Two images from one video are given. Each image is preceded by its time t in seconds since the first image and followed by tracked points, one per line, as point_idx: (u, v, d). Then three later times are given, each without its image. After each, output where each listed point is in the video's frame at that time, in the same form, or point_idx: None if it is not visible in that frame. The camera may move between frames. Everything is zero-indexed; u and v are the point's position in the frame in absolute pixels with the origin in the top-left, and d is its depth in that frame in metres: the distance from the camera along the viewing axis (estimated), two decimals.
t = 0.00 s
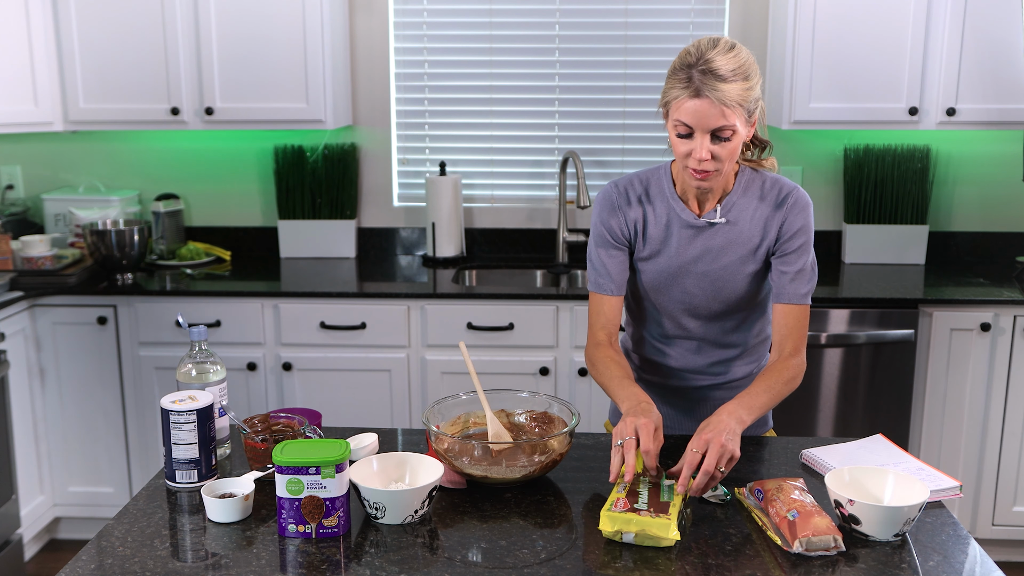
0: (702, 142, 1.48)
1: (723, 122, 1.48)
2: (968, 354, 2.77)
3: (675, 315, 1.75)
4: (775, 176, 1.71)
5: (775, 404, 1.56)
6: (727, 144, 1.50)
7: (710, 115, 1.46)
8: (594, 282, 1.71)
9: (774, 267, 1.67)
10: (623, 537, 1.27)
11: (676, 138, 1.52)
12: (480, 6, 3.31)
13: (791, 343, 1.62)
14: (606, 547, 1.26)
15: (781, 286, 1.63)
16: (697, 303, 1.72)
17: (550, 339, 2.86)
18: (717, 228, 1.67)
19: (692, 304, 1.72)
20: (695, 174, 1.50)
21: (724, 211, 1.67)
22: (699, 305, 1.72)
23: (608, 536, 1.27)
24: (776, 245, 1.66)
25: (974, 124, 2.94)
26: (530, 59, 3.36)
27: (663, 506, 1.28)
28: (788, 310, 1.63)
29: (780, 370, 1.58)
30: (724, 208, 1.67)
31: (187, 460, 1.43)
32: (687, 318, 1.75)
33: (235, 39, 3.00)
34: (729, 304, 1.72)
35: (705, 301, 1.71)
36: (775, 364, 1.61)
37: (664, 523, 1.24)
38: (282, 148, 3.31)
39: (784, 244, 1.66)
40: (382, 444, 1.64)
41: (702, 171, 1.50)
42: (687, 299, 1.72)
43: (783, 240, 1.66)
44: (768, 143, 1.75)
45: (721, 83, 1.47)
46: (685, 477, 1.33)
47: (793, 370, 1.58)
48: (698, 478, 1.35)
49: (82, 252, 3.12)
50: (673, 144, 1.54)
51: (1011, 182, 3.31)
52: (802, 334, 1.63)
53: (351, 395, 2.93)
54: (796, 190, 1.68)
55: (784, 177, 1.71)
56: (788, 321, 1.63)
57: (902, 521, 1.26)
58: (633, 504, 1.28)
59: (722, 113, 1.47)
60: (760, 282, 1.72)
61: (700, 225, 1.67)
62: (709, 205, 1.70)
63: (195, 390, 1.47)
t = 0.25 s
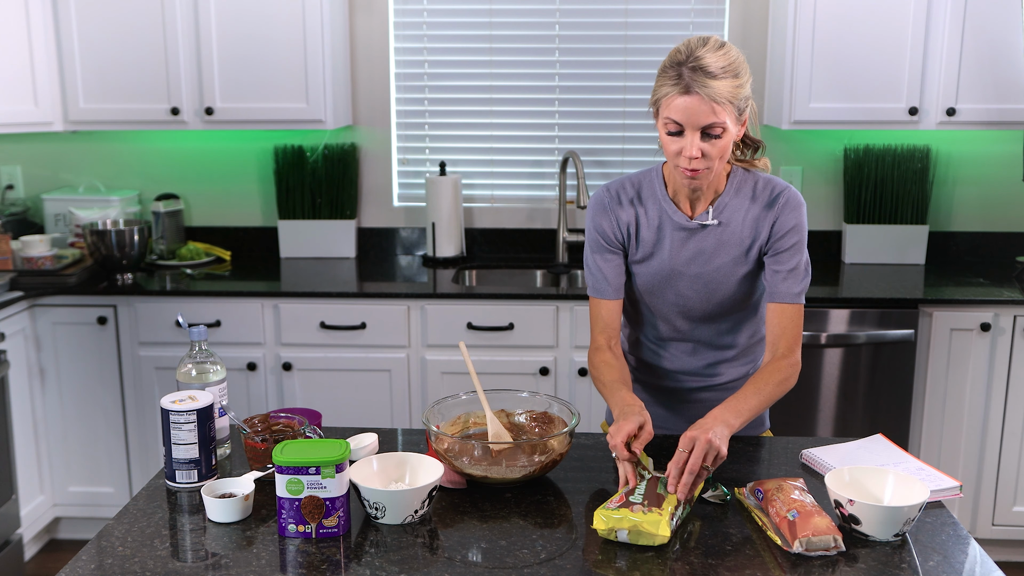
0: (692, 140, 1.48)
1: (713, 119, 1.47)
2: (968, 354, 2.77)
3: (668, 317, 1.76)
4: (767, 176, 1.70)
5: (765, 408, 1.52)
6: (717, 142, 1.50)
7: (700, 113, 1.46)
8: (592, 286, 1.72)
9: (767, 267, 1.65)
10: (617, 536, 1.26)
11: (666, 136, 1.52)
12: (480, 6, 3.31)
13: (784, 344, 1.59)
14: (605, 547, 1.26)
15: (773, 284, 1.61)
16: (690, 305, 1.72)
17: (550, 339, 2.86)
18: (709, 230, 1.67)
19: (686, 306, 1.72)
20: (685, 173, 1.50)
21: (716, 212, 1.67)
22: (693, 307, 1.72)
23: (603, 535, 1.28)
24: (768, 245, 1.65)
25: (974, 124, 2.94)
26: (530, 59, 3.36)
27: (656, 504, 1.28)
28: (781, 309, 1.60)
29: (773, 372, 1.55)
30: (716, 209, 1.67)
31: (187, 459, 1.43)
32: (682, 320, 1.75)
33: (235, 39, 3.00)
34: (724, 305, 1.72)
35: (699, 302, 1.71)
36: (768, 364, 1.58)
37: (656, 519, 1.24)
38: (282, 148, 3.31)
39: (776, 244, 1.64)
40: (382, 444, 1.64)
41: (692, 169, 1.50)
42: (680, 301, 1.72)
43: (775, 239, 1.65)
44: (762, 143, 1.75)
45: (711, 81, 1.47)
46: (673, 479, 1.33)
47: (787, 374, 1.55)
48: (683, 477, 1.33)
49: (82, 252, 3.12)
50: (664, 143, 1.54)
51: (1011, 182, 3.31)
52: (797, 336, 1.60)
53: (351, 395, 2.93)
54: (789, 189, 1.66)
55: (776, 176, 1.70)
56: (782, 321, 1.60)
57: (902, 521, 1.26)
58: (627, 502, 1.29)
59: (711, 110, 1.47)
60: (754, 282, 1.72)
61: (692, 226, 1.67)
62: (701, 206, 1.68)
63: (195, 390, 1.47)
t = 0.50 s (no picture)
0: (682, 142, 1.48)
1: (702, 121, 1.48)
2: (968, 354, 2.77)
3: (664, 318, 1.76)
4: (761, 176, 1.70)
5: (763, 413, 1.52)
6: (707, 143, 1.50)
7: (690, 115, 1.46)
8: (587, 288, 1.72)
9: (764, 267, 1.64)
10: (616, 538, 1.27)
11: (656, 138, 1.52)
12: (480, 6, 3.31)
13: (784, 345, 1.59)
14: (605, 548, 1.26)
15: (770, 285, 1.61)
16: (687, 307, 1.72)
17: (550, 339, 2.86)
18: (704, 231, 1.67)
19: (682, 308, 1.72)
20: (677, 176, 1.51)
21: (711, 214, 1.67)
22: (689, 308, 1.72)
23: (602, 536, 1.28)
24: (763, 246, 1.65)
25: (974, 123, 2.94)
26: (530, 59, 3.36)
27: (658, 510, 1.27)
28: (782, 311, 1.60)
29: (772, 375, 1.55)
30: (710, 211, 1.66)
31: (187, 459, 1.43)
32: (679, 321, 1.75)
33: (235, 39, 3.00)
34: (720, 306, 1.72)
35: (695, 304, 1.71)
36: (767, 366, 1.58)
37: (656, 526, 1.23)
38: (282, 148, 3.31)
39: (771, 244, 1.64)
40: (382, 444, 1.64)
41: (683, 172, 1.50)
42: (677, 302, 1.72)
43: (770, 239, 1.64)
44: (756, 143, 1.75)
45: (700, 82, 1.47)
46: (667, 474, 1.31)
47: (786, 379, 1.55)
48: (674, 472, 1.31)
49: (82, 252, 3.12)
50: (655, 145, 1.54)
51: (1011, 182, 3.31)
52: (798, 339, 1.59)
53: (351, 395, 2.93)
54: (783, 189, 1.66)
55: (771, 176, 1.70)
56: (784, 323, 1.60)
57: (902, 521, 1.26)
58: (630, 506, 1.28)
59: (700, 112, 1.47)
60: (750, 283, 1.72)
61: (687, 229, 1.67)
62: (695, 207, 1.69)
63: (194, 390, 1.47)
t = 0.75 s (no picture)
0: (681, 144, 1.48)
1: (701, 123, 1.47)
2: (968, 354, 2.77)
3: (664, 319, 1.76)
4: (761, 177, 1.69)
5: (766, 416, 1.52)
6: (707, 145, 1.49)
7: (688, 116, 1.46)
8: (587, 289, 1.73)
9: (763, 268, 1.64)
10: (617, 540, 1.26)
11: (655, 140, 1.52)
12: (480, 6, 3.31)
13: (784, 348, 1.58)
14: (605, 548, 1.26)
15: (770, 286, 1.61)
16: (686, 308, 1.72)
17: (550, 339, 2.86)
18: (703, 233, 1.67)
19: (682, 308, 1.73)
20: (676, 177, 1.51)
21: (710, 215, 1.67)
22: (689, 310, 1.72)
23: (602, 538, 1.27)
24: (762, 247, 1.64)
25: (974, 123, 2.94)
26: (530, 59, 3.36)
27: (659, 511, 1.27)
28: (782, 312, 1.59)
29: (774, 379, 1.55)
30: (710, 212, 1.66)
31: (187, 459, 1.43)
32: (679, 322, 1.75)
33: (236, 40, 3.00)
34: (719, 307, 1.72)
35: (694, 305, 1.71)
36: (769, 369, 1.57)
37: (657, 529, 1.23)
38: (282, 148, 3.31)
39: (770, 245, 1.64)
40: (382, 444, 1.64)
41: (682, 173, 1.50)
42: (677, 304, 1.73)
43: (769, 240, 1.64)
44: (757, 143, 1.74)
45: (699, 83, 1.47)
46: (661, 475, 1.30)
47: (787, 381, 1.54)
48: (669, 473, 1.30)
49: (82, 252, 3.12)
50: (654, 147, 1.54)
51: (1011, 182, 3.31)
52: (799, 340, 1.59)
53: (351, 395, 2.93)
54: (783, 190, 1.66)
55: (770, 177, 1.69)
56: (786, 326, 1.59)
57: (902, 521, 1.26)
58: (631, 508, 1.28)
59: (699, 113, 1.47)
60: (750, 284, 1.72)
61: (686, 230, 1.67)
62: (694, 210, 1.69)
63: (194, 390, 1.47)
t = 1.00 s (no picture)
0: (680, 143, 1.48)
1: (701, 122, 1.47)
2: (968, 353, 2.77)
3: (664, 320, 1.77)
4: (761, 179, 1.69)
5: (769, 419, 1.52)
6: (706, 144, 1.49)
7: (687, 115, 1.46)
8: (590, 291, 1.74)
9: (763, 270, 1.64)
10: (620, 536, 1.27)
11: (655, 140, 1.52)
12: (480, 6, 3.31)
13: (783, 349, 1.57)
14: (605, 547, 1.26)
15: (769, 288, 1.61)
16: (686, 310, 1.73)
17: (550, 339, 2.86)
18: (702, 235, 1.67)
19: (682, 310, 1.73)
20: (675, 177, 1.50)
21: (709, 217, 1.67)
22: (689, 311, 1.73)
23: (608, 531, 1.29)
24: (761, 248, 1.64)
25: (973, 123, 2.94)
26: (530, 60, 3.36)
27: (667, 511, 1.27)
28: (780, 314, 1.59)
29: (777, 382, 1.54)
30: (708, 214, 1.66)
31: (187, 459, 1.43)
32: (679, 324, 1.76)
33: (236, 40, 3.00)
34: (719, 308, 1.72)
35: (694, 307, 1.72)
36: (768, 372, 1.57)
37: (658, 529, 1.23)
38: (282, 148, 3.31)
39: (769, 247, 1.64)
40: (382, 444, 1.64)
41: (681, 173, 1.50)
42: (677, 305, 1.73)
43: (768, 242, 1.64)
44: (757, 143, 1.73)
45: (697, 83, 1.47)
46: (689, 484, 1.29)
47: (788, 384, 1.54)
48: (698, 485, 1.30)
49: (82, 252, 3.12)
50: (653, 147, 1.54)
51: (1011, 182, 3.31)
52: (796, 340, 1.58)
53: (351, 395, 2.93)
54: (783, 191, 1.65)
55: (770, 179, 1.69)
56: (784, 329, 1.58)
57: (901, 521, 1.26)
58: (639, 507, 1.28)
59: (698, 112, 1.47)
60: (749, 285, 1.71)
61: (685, 232, 1.67)
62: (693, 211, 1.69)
63: (194, 390, 1.47)
